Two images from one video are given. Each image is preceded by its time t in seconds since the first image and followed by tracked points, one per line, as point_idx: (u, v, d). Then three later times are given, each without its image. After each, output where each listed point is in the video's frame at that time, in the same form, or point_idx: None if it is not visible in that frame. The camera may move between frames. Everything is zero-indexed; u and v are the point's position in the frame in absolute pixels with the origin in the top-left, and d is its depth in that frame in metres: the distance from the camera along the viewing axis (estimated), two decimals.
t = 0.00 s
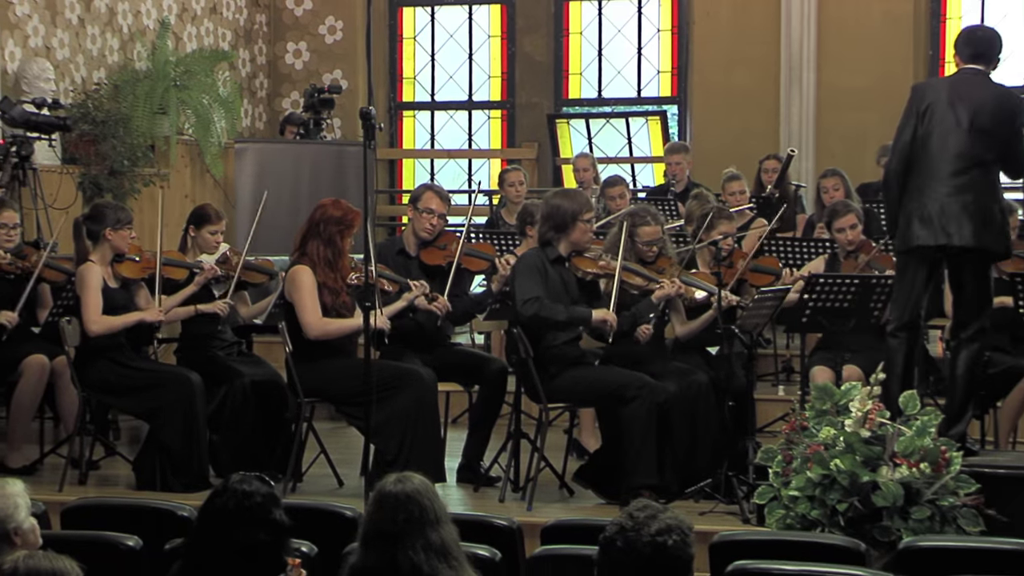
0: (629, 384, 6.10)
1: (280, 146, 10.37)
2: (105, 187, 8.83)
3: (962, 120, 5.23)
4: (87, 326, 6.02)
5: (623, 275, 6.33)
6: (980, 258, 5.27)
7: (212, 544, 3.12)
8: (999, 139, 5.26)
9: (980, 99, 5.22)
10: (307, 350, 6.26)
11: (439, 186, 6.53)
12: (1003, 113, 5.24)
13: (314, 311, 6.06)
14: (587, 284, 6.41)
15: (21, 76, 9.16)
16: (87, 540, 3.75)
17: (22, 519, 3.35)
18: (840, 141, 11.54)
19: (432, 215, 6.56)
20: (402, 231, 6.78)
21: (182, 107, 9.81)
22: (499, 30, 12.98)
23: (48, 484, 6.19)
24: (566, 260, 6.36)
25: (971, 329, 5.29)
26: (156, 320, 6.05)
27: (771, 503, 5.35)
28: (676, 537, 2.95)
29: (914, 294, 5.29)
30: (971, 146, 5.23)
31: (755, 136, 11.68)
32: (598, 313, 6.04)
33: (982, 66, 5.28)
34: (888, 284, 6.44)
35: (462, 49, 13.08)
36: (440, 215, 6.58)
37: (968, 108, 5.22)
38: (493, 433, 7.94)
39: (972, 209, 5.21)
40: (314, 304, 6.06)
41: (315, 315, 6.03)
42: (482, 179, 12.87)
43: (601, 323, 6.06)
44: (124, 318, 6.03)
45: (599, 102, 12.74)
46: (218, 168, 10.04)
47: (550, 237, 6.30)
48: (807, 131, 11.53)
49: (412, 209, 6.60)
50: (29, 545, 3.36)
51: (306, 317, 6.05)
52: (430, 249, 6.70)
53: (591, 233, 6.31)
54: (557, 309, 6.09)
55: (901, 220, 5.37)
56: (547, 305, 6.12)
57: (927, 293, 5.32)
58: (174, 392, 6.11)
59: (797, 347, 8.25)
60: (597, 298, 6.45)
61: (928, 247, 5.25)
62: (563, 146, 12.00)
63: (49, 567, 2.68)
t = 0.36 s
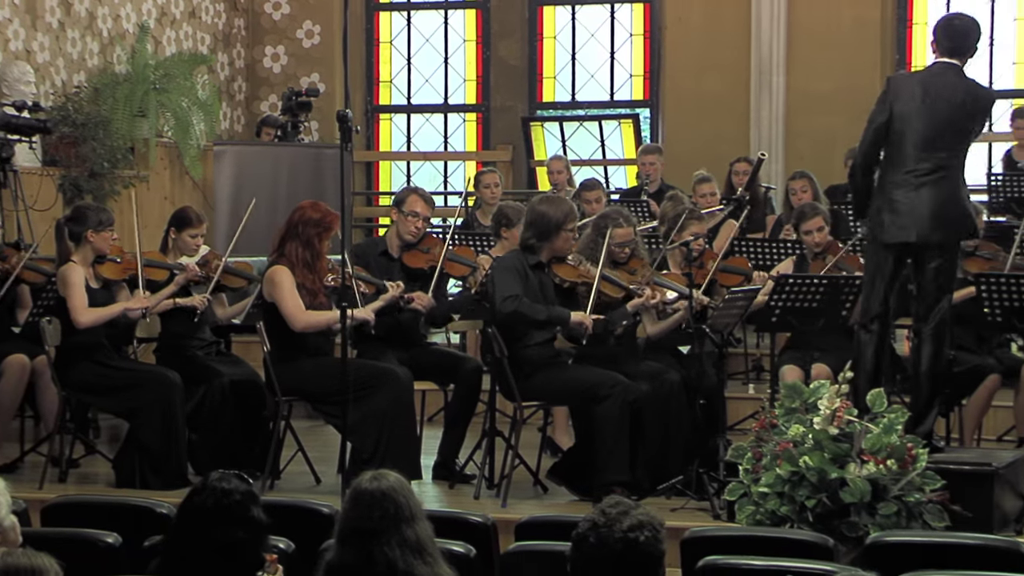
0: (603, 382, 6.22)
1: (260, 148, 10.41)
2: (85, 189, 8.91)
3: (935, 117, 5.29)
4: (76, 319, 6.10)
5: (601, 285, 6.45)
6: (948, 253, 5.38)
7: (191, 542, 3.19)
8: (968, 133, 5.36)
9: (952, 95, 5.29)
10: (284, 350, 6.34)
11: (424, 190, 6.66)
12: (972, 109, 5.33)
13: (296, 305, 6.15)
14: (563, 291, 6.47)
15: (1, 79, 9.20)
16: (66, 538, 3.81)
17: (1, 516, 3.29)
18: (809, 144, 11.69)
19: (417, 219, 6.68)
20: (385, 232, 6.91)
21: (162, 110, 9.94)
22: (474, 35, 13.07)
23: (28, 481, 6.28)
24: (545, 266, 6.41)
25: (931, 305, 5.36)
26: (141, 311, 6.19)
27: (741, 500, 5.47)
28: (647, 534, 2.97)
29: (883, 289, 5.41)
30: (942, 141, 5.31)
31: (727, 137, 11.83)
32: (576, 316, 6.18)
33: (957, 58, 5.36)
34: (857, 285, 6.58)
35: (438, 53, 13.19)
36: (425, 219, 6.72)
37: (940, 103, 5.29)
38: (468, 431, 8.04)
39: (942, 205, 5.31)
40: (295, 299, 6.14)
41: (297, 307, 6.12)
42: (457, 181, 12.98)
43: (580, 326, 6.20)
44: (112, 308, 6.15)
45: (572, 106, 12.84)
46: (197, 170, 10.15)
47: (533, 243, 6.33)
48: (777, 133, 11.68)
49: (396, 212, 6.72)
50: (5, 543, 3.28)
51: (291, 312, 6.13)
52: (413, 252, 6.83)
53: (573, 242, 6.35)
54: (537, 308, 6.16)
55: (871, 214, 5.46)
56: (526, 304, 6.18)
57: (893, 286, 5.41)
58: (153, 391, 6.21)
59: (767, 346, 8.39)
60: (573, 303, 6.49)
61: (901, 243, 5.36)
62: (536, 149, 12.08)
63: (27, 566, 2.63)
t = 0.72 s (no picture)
0: (577, 381, 6.31)
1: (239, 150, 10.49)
2: (64, 191, 8.97)
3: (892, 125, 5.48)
4: (59, 312, 6.18)
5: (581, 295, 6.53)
6: (914, 257, 5.51)
7: (169, 540, 3.27)
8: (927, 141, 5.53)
9: (908, 101, 5.49)
10: (262, 351, 6.42)
11: (406, 199, 6.73)
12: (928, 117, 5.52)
13: (279, 301, 6.23)
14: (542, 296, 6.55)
15: None
16: (45, 536, 3.86)
17: None
18: (781, 148, 11.79)
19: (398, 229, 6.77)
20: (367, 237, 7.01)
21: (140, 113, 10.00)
22: (450, 38, 13.15)
23: (7, 480, 6.34)
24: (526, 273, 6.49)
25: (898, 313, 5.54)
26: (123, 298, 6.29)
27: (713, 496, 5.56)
28: (619, 531, 3.03)
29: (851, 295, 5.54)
30: (903, 149, 5.47)
31: (699, 140, 11.97)
32: (559, 313, 6.31)
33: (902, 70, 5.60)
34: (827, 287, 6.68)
35: (414, 56, 13.27)
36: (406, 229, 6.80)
37: (896, 112, 5.48)
38: (444, 430, 8.13)
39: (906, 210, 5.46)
40: (277, 296, 6.22)
41: (279, 302, 6.19)
42: (433, 182, 13.06)
43: (561, 324, 6.32)
44: (94, 300, 6.24)
45: (546, 108, 12.92)
46: (176, 171, 10.20)
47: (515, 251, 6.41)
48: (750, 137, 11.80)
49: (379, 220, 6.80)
50: None
51: (276, 308, 6.19)
52: (392, 260, 6.94)
53: (555, 253, 6.46)
54: (519, 307, 6.24)
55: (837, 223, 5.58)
56: (509, 303, 6.27)
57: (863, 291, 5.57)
58: (131, 389, 6.32)
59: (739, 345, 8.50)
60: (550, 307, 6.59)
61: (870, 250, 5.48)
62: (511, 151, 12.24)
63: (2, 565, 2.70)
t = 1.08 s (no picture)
0: (552, 380, 6.40)
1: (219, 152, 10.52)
2: (44, 192, 8.99)
3: (837, 130, 5.58)
4: (38, 307, 6.27)
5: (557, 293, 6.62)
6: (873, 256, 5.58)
7: (147, 538, 3.33)
8: (876, 141, 5.60)
9: (851, 105, 5.57)
10: (240, 351, 6.49)
11: (371, 202, 6.80)
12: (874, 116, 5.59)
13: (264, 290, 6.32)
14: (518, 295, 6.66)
15: None
16: (24, 535, 3.91)
17: None
18: (754, 151, 11.89)
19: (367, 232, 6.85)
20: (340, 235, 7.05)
21: (120, 115, 10.03)
22: (427, 41, 13.21)
23: None
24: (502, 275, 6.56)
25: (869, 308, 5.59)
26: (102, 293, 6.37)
27: (686, 495, 5.65)
28: (594, 528, 3.09)
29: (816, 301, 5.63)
30: (851, 152, 5.56)
31: (673, 143, 12.07)
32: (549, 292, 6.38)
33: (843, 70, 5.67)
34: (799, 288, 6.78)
35: (391, 59, 13.32)
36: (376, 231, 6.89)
37: (841, 117, 5.58)
38: (421, 429, 8.20)
39: (859, 213, 5.54)
40: (262, 285, 6.31)
41: (265, 289, 6.28)
42: (411, 183, 13.14)
43: (550, 304, 6.39)
44: (73, 295, 6.33)
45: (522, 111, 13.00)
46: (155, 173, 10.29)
47: (492, 254, 6.48)
48: (722, 140, 11.90)
49: (347, 226, 6.89)
50: None
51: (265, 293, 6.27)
52: (363, 259, 7.01)
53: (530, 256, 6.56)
54: (507, 289, 6.34)
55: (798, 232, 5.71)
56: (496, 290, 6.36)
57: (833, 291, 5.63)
58: (111, 389, 6.40)
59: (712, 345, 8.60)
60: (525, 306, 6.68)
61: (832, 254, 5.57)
62: (488, 152, 12.30)
63: None
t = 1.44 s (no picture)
0: (526, 380, 6.46)
1: (195, 153, 10.52)
2: (21, 194, 9.00)
3: (783, 130, 5.70)
4: (20, 307, 6.30)
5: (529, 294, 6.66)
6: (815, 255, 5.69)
7: (125, 539, 3.36)
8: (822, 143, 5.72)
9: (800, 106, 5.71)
10: (217, 351, 6.55)
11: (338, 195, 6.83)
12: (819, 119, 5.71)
13: (231, 303, 6.38)
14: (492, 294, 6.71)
15: None
16: (3, 535, 3.94)
17: None
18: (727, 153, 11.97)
19: (340, 224, 6.90)
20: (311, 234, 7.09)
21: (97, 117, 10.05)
22: (403, 44, 13.25)
23: None
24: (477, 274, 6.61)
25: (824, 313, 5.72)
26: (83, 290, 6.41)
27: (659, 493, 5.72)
28: (568, 527, 3.14)
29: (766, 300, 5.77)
30: (797, 152, 5.68)
31: (648, 146, 12.16)
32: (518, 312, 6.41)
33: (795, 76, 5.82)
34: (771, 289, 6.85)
35: (367, 62, 13.36)
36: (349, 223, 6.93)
37: (787, 116, 5.70)
38: (397, 428, 8.26)
39: (805, 213, 5.66)
40: (230, 298, 6.37)
41: (231, 305, 6.34)
42: (387, 185, 13.19)
43: (518, 323, 6.44)
44: (53, 292, 6.37)
45: (498, 113, 13.05)
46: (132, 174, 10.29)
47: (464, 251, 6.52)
48: (695, 143, 11.98)
49: (318, 223, 6.91)
50: None
51: (226, 308, 6.34)
52: (338, 251, 7.06)
53: (502, 251, 6.60)
54: (477, 307, 6.38)
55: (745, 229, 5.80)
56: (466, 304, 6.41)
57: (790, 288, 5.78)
58: (88, 389, 6.46)
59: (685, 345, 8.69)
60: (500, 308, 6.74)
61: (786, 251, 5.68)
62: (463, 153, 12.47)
63: None
